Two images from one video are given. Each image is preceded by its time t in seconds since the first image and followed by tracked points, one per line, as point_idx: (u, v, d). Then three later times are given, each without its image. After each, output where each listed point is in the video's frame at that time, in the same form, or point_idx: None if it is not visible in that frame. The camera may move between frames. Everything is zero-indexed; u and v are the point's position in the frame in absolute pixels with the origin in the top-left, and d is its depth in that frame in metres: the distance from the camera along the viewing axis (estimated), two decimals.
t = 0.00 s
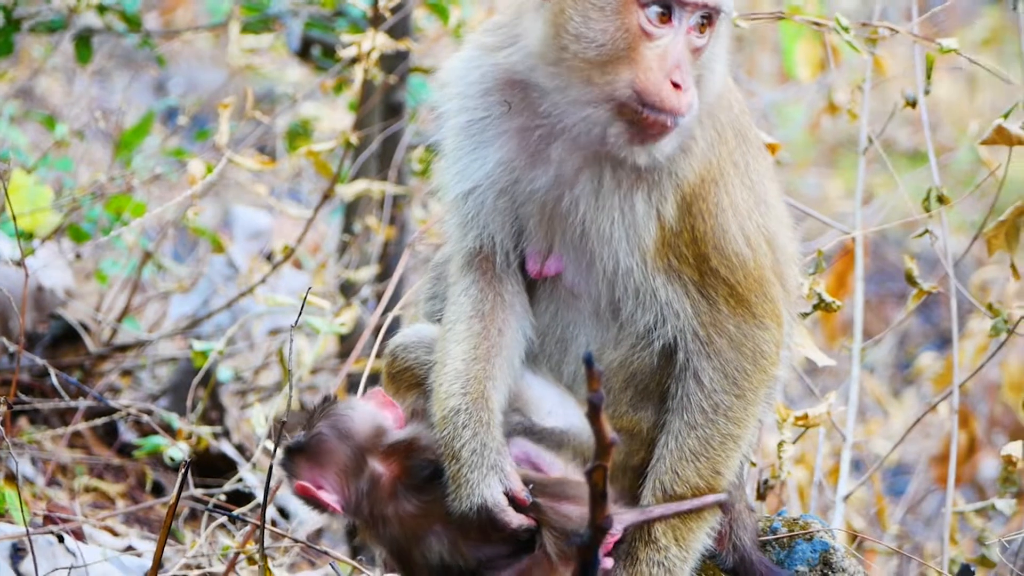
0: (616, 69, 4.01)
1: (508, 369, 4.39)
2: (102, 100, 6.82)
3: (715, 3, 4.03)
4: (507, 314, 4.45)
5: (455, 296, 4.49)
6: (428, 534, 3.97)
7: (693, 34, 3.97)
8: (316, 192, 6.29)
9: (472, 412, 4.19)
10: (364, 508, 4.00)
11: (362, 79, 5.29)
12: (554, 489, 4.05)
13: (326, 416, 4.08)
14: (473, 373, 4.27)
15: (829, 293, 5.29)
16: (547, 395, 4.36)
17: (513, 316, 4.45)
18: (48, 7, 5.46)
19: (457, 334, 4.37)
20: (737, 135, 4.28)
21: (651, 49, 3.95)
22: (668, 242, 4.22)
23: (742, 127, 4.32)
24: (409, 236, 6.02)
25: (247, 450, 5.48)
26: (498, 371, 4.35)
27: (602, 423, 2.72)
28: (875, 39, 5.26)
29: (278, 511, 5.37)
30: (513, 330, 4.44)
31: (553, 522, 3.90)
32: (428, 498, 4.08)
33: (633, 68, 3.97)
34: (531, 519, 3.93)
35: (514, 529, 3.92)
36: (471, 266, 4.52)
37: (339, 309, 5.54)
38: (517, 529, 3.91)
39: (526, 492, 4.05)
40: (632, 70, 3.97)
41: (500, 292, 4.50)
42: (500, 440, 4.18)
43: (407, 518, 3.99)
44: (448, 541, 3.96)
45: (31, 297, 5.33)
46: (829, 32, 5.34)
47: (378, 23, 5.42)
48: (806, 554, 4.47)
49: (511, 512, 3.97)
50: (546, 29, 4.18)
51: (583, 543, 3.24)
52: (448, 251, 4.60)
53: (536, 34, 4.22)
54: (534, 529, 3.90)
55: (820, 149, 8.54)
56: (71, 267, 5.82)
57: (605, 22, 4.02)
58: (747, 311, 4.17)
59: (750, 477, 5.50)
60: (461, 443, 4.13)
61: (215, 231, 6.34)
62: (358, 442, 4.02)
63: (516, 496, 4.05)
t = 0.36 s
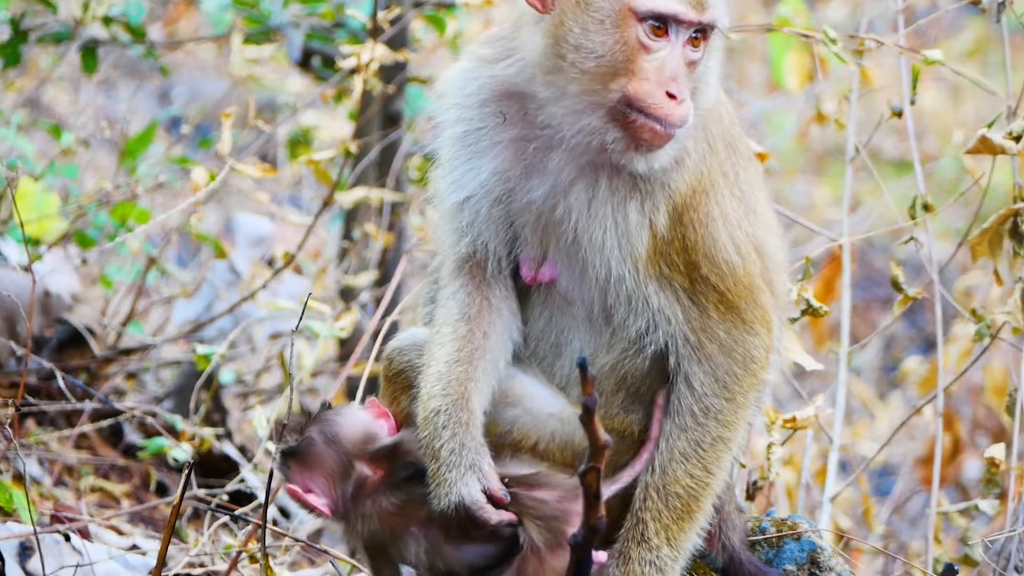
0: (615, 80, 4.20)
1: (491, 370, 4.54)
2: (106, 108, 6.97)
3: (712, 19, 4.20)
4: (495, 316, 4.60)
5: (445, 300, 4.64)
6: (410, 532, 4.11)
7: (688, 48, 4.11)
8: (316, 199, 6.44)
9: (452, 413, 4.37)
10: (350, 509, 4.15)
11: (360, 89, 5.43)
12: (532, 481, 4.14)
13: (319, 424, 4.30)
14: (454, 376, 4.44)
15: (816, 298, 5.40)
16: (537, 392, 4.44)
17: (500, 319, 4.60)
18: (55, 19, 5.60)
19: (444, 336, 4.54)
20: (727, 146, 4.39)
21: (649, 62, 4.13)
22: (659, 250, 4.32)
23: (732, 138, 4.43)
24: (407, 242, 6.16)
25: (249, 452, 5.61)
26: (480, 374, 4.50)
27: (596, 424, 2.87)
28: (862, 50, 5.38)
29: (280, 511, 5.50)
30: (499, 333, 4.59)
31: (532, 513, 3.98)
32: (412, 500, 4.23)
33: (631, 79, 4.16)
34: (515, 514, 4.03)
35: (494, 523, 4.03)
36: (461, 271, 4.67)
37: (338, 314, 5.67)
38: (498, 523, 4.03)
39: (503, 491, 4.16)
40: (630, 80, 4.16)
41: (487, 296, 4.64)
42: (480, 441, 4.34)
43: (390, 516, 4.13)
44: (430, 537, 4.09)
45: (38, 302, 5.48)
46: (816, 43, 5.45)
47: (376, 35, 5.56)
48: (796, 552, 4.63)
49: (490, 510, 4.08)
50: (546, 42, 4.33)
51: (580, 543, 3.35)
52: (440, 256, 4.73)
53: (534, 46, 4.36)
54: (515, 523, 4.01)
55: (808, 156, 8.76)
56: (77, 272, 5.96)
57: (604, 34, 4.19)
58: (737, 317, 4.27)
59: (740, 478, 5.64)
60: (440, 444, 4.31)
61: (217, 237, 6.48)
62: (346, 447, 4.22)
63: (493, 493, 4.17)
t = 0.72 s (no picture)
0: (609, 96, 4.47)
1: (471, 372, 4.87)
2: (123, 125, 7.35)
3: (700, 41, 4.47)
4: (478, 320, 4.95)
5: (438, 302, 4.99)
6: (395, 530, 4.34)
7: (678, 68, 4.40)
8: (321, 212, 6.80)
9: (431, 413, 4.72)
10: (342, 499, 4.36)
11: (363, 108, 5.77)
12: (502, 474, 4.56)
13: (320, 418, 4.52)
14: (435, 378, 4.79)
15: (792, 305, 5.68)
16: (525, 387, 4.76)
17: (481, 322, 4.95)
18: (75, 41, 5.95)
19: (428, 339, 4.89)
20: (713, 165, 4.68)
21: (641, 80, 4.40)
22: (646, 260, 4.63)
23: (717, 156, 4.72)
24: (406, 251, 6.52)
25: (258, 449, 5.95)
26: (461, 375, 4.84)
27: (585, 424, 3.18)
28: (836, 71, 5.66)
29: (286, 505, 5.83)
30: (482, 335, 4.94)
31: (510, 506, 4.37)
32: (399, 501, 4.45)
33: (623, 97, 4.43)
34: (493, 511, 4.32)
35: (475, 521, 4.28)
36: (453, 274, 5.02)
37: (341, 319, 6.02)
38: (479, 521, 4.27)
39: (480, 483, 4.55)
40: (622, 98, 4.43)
41: (473, 300, 4.99)
42: (456, 438, 4.69)
43: (379, 513, 4.36)
44: (415, 536, 4.32)
45: (59, 308, 5.84)
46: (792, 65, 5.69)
47: (378, 56, 5.91)
48: (773, 544, 4.93)
49: (468, 504, 4.39)
50: (544, 61, 4.62)
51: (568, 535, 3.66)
52: (437, 262, 5.07)
53: (531, 66, 4.67)
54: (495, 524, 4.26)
55: (786, 171, 9.26)
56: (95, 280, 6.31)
57: (599, 54, 4.47)
58: (719, 324, 4.58)
59: (720, 475, 5.98)
60: (420, 441, 4.66)
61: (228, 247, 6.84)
62: (342, 443, 4.44)
63: (470, 486, 4.55)
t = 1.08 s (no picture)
0: (601, 103, 4.61)
1: (470, 375, 4.97)
2: (129, 133, 7.52)
3: (692, 52, 4.60)
4: (477, 323, 5.05)
5: (436, 305, 5.08)
6: (398, 532, 4.51)
7: (671, 77, 4.53)
8: (322, 217, 6.97)
9: (428, 417, 4.80)
10: (347, 501, 4.50)
11: (363, 115, 5.91)
12: (495, 480, 4.69)
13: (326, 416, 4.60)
14: (432, 383, 4.87)
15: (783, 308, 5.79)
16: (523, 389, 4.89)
17: (480, 325, 5.05)
18: (83, 50, 6.10)
19: (427, 343, 4.99)
20: (707, 173, 4.81)
21: (633, 88, 4.54)
22: (641, 265, 4.76)
23: (711, 164, 4.85)
24: (406, 255, 6.68)
25: (260, 448, 6.09)
26: (459, 379, 4.93)
27: (579, 423, 3.28)
28: (825, 80, 5.78)
29: (287, 503, 5.96)
30: (479, 339, 5.04)
31: (504, 511, 4.51)
32: (399, 504, 4.62)
33: (617, 103, 4.57)
34: (488, 514, 4.51)
35: (472, 523, 4.46)
36: (452, 278, 5.11)
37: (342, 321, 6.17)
38: (475, 524, 4.46)
39: (475, 485, 4.65)
40: (615, 105, 4.57)
41: (472, 303, 5.09)
42: (453, 442, 4.78)
43: (381, 516, 4.52)
44: (417, 538, 4.50)
45: (67, 310, 6.03)
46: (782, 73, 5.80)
47: (378, 65, 6.06)
48: (763, 542, 4.95)
49: (463, 506, 4.54)
50: (542, 68, 4.75)
51: (563, 532, 3.76)
52: (437, 266, 5.17)
53: (530, 74, 4.80)
54: (491, 527, 4.45)
55: (775, 178, 9.54)
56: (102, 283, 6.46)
57: (593, 61, 4.61)
58: (712, 326, 4.70)
59: (712, 474, 6.12)
60: (417, 445, 4.75)
61: (231, 251, 7.00)
62: (346, 448, 4.52)
63: (465, 489, 4.65)
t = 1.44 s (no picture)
0: (600, 104, 4.60)
1: (476, 378, 4.92)
2: (128, 134, 7.52)
3: (692, 54, 4.60)
4: (482, 327, 4.99)
5: (441, 308, 5.02)
6: (405, 539, 4.40)
7: (670, 78, 4.53)
8: (320, 218, 6.97)
9: (439, 424, 4.75)
10: (353, 508, 4.50)
11: (361, 116, 5.91)
12: (507, 490, 4.73)
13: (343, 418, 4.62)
14: (442, 388, 4.82)
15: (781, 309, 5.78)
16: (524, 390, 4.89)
17: (486, 329, 4.99)
18: (81, 51, 6.10)
19: (433, 348, 4.92)
20: (706, 175, 4.81)
21: (633, 89, 4.52)
22: (642, 266, 4.74)
23: (710, 165, 4.84)
24: (404, 257, 6.68)
25: (258, 450, 6.09)
26: (467, 385, 4.88)
27: (578, 425, 3.26)
28: (824, 81, 5.76)
29: (285, 505, 5.94)
30: (485, 342, 4.97)
31: (516, 520, 4.55)
32: (408, 512, 4.52)
33: (616, 104, 4.55)
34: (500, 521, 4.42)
35: (482, 527, 4.38)
36: (455, 281, 5.04)
37: (340, 323, 6.17)
38: (486, 528, 4.37)
39: (485, 492, 4.64)
40: (614, 106, 4.55)
41: (476, 306, 5.03)
42: (463, 449, 4.75)
43: (388, 522, 4.43)
44: (425, 545, 4.39)
45: (64, 311, 6.00)
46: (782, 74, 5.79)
47: (376, 66, 6.05)
48: (761, 544, 4.94)
49: (476, 512, 4.47)
50: (541, 69, 4.75)
51: (562, 532, 3.70)
52: (438, 266, 5.10)
53: (531, 75, 4.79)
54: (501, 533, 4.36)
55: (774, 179, 9.55)
56: (100, 284, 6.46)
57: (592, 62, 4.60)
58: (713, 328, 4.69)
59: (711, 474, 6.12)
60: (428, 451, 4.71)
61: (229, 252, 7.00)
62: (358, 459, 4.53)
63: (477, 496, 4.63)
